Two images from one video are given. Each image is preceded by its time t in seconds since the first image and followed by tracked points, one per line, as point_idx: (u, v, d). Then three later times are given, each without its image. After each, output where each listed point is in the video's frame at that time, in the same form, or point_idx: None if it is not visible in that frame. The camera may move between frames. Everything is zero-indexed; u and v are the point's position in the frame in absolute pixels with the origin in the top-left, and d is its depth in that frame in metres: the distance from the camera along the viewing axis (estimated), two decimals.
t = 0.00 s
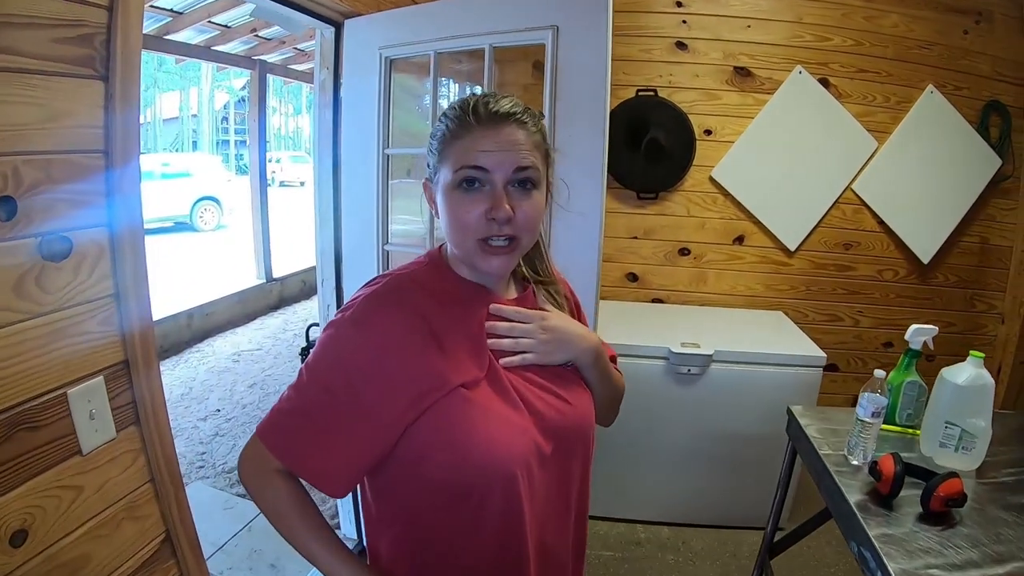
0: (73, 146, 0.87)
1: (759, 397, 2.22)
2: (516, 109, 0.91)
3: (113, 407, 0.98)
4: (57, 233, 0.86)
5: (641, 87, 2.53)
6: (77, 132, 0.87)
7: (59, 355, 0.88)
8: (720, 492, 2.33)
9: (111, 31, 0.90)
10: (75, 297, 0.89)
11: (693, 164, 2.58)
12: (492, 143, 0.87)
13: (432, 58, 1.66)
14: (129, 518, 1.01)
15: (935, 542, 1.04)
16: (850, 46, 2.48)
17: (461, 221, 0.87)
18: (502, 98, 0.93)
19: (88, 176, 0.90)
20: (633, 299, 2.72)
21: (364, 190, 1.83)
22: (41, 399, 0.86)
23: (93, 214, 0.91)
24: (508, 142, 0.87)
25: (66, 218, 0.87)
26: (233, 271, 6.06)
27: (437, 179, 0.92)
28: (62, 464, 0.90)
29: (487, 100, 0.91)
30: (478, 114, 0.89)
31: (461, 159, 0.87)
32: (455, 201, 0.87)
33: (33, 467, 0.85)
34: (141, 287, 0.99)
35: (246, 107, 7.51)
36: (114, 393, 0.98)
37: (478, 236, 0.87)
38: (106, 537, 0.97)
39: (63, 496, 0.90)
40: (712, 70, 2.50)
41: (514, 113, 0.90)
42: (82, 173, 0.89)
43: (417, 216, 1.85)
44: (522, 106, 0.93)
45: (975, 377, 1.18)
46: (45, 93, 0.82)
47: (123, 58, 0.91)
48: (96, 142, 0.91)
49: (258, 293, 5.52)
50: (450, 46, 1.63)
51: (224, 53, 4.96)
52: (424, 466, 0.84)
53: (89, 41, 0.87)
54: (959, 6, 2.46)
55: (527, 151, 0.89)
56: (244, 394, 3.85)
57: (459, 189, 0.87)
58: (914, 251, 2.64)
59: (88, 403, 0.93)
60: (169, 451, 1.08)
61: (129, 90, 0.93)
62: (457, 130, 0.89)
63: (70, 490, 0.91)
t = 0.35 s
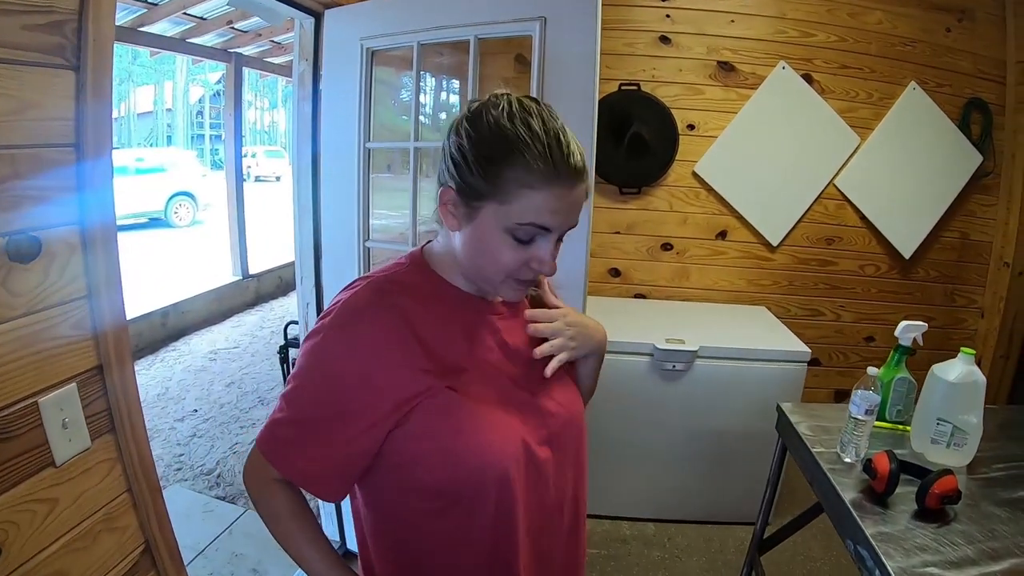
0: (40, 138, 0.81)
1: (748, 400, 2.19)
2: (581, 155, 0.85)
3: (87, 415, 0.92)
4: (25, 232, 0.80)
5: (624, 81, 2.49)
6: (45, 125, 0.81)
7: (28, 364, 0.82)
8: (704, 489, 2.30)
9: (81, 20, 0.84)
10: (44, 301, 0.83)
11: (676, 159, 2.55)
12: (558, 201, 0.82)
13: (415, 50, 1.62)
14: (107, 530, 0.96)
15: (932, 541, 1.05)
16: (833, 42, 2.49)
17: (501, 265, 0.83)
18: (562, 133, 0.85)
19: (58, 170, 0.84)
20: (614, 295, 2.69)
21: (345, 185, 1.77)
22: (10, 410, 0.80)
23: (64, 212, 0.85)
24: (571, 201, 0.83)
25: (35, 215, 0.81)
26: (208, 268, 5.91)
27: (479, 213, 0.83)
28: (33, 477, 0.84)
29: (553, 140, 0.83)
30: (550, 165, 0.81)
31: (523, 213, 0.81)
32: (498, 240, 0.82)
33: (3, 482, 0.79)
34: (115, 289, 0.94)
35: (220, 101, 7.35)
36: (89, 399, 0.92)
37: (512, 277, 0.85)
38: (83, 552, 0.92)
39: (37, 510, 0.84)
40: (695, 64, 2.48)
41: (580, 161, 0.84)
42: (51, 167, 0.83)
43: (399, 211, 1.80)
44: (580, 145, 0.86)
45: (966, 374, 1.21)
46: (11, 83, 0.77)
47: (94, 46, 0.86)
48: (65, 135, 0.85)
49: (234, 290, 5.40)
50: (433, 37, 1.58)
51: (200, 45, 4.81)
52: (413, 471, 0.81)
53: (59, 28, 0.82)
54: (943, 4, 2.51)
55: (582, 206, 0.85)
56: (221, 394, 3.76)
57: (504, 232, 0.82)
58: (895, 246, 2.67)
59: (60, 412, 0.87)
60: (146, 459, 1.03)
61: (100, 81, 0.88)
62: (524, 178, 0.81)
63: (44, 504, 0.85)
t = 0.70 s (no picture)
0: (22, 128, 0.78)
1: (731, 396, 2.20)
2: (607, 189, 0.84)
3: (71, 413, 0.90)
4: (8, 224, 0.77)
5: (608, 75, 2.49)
6: (28, 115, 0.79)
7: (9, 359, 0.79)
8: (688, 481, 2.31)
9: (65, 7, 0.82)
10: (28, 296, 0.81)
11: (659, 153, 2.56)
12: (581, 235, 0.82)
13: (400, 41, 1.59)
14: (92, 529, 0.94)
15: (917, 528, 1.07)
16: (815, 38, 2.52)
17: (515, 282, 0.83)
18: (594, 164, 0.83)
19: (42, 160, 0.81)
20: (597, 288, 2.68)
21: (328, 178, 1.75)
22: None
23: (46, 204, 0.82)
24: (592, 233, 0.83)
25: (17, 208, 0.78)
26: (187, 264, 5.80)
27: (503, 233, 0.80)
28: (17, 475, 0.81)
29: (587, 174, 0.81)
30: (583, 201, 0.80)
31: (549, 243, 0.80)
32: (517, 262, 0.82)
33: None
34: (98, 284, 0.91)
35: (199, 94, 7.19)
36: (72, 397, 0.90)
37: (521, 291, 0.86)
38: (69, 551, 0.89)
39: (21, 510, 0.81)
40: (678, 59, 2.49)
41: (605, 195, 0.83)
42: (34, 158, 0.80)
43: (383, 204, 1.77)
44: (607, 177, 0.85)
45: (949, 365, 1.24)
46: None
47: (78, 36, 0.84)
48: (47, 125, 0.82)
49: (213, 286, 5.31)
50: (419, 29, 1.56)
51: (178, 38, 4.69)
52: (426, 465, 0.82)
53: (43, 15, 0.79)
54: (924, 2, 2.56)
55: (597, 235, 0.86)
56: (202, 390, 3.70)
57: (526, 256, 0.81)
58: (875, 240, 2.72)
59: (43, 408, 0.84)
60: (132, 457, 1.00)
61: (84, 71, 0.85)
62: (556, 211, 0.78)
63: (28, 504, 0.83)
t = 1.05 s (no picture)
0: (10, 123, 0.77)
1: (721, 393, 2.22)
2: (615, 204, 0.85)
3: (60, 411, 0.89)
4: None
5: (596, 72, 2.48)
6: (17, 110, 0.78)
7: None
8: (677, 477, 2.32)
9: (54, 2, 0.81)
10: (17, 294, 0.80)
11: (647, 149, 2.56)
12: (586, 245, 0.83)
13: (391, 37, 1.58)
14: (82, 529, 0.93)
15: (905, 522, 1.09)
16: (804, 36, 2.54)
17: (518, 284, 0.85)
18: (605, 180, 0.84)
19: (31, 155, 0.80)
20: (585, 285, 2.68)
21: (317, 173, 1.74)
22: None
23: (35, 200, 0.81)
24: (596, 245, 0.85)
25: (5, 203, 0.77)
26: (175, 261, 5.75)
27: (512, 236, 0.81)
28: (7, 474, 0.80)
29: (598, 188, 0.82)
30: (593, 214, 0.81)
31: (555, 251, 0.82)
32: (524, 265, 0.83)
33: None
34: (87, 281, 0.90)
35: (186, 90, 7.11)
36: (61, 395, 0.89)
37: (522, 293, 0.87)
38: (59, 551, 0.89)
39: (10, 510, 0.81)
40: (667, 56, 2.49)
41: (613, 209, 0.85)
42: (23, 154, 0.79)
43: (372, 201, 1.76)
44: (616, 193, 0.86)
45: (936, 361, 1.26)
46: None
47: (67, 30, 0.83)
48: (36, 120, 0.81)
49: (201, 283, 5.27)
50: (409, 25, 1.55)
51: (166, 33, 4.64)
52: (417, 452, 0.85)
53: (32, 10, 0.78)
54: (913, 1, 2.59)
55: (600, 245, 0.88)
56: (190, 388, 3.67)
57: (532, 260, 0.82)
58: (862, 237, 2.74)
59: (33, 406, 0.83)
60: (122, 456, 0.99)
61: (73, 68, 0.84)
62: (566, 220, 0.80)
63: (18, 503, 0.82)
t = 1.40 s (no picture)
0: None
1: (710, 387, 2.16)
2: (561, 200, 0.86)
3: (39, 420, 0.85)
4: None
5: (583, 68, 2.45)
6: None
7: None
8: (666, 478, 2.28)
9: None
10: None
11: (634, 145, 2.53)
12: (534, 244, 0.83)
13: (375, 33, 1.55)
14: (64, 538, 0.90)
15: (897, 522, 1.08)
16: (792, 32, 2.53)
17: (463, 287, 0.84)
18: (550, 174, 0.84)
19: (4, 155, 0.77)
20: (572, 282, 2.64)
21: (300, 171, 1.70)
22: None
23: (8, 200, 0.78)
24: (544, 242, 0.85)
25: None
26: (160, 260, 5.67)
27: (456, 238, 0.81)
28: None
29: (542, 183, 0.82)
30: (538, 210, 0.81)
31: (502, 252, 0.82)
32: (470, 267, 0.82)
33: None
34: (65, 285, 0.87)
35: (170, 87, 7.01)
36: (40, 403, 0.85)
37: (467, 297, 0.87)
38: (42, 561, 0.86)
39: None
40: (655, 52, 2.46)
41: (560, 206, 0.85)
42: None
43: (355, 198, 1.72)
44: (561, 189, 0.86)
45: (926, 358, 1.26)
46: None
47: (42, 26, 0.79)
48: (9, 119, 0.77)
49: (187, 282, 5.21)
50: (393, 19, 1.52)
51: (149, 30, 4.56)
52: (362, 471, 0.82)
53: (5, 6, 0.76)
54: None
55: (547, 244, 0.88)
56: (176, 389, 3.62)
57: (477, 261, 0.82)
58: (851, 233, 2.74)
59: (11, 415, 0.80)
60: (104, 463, 0.96)
61: (49, 65, 0.81)
62: (513, 219, 0.80)
63: None
